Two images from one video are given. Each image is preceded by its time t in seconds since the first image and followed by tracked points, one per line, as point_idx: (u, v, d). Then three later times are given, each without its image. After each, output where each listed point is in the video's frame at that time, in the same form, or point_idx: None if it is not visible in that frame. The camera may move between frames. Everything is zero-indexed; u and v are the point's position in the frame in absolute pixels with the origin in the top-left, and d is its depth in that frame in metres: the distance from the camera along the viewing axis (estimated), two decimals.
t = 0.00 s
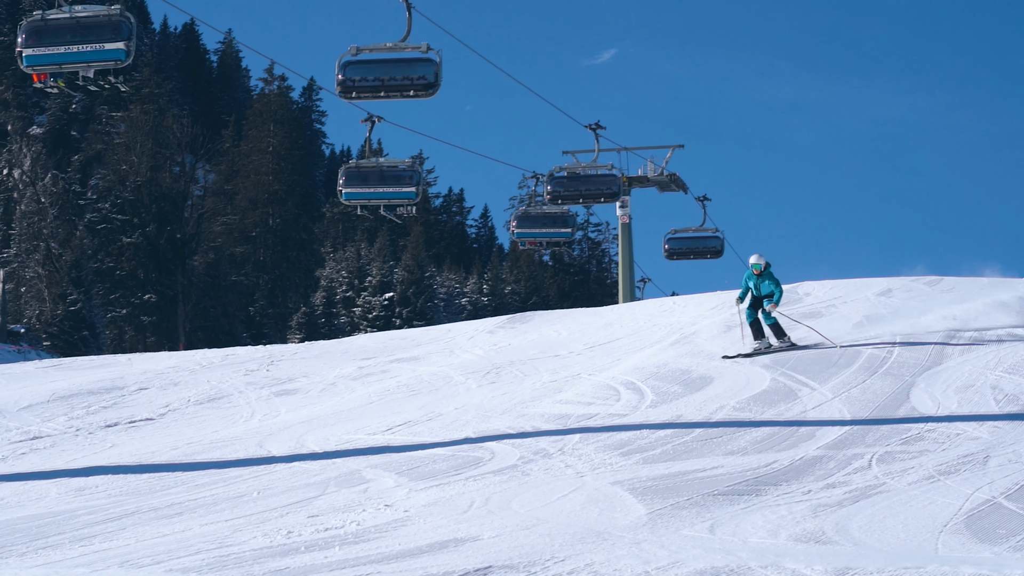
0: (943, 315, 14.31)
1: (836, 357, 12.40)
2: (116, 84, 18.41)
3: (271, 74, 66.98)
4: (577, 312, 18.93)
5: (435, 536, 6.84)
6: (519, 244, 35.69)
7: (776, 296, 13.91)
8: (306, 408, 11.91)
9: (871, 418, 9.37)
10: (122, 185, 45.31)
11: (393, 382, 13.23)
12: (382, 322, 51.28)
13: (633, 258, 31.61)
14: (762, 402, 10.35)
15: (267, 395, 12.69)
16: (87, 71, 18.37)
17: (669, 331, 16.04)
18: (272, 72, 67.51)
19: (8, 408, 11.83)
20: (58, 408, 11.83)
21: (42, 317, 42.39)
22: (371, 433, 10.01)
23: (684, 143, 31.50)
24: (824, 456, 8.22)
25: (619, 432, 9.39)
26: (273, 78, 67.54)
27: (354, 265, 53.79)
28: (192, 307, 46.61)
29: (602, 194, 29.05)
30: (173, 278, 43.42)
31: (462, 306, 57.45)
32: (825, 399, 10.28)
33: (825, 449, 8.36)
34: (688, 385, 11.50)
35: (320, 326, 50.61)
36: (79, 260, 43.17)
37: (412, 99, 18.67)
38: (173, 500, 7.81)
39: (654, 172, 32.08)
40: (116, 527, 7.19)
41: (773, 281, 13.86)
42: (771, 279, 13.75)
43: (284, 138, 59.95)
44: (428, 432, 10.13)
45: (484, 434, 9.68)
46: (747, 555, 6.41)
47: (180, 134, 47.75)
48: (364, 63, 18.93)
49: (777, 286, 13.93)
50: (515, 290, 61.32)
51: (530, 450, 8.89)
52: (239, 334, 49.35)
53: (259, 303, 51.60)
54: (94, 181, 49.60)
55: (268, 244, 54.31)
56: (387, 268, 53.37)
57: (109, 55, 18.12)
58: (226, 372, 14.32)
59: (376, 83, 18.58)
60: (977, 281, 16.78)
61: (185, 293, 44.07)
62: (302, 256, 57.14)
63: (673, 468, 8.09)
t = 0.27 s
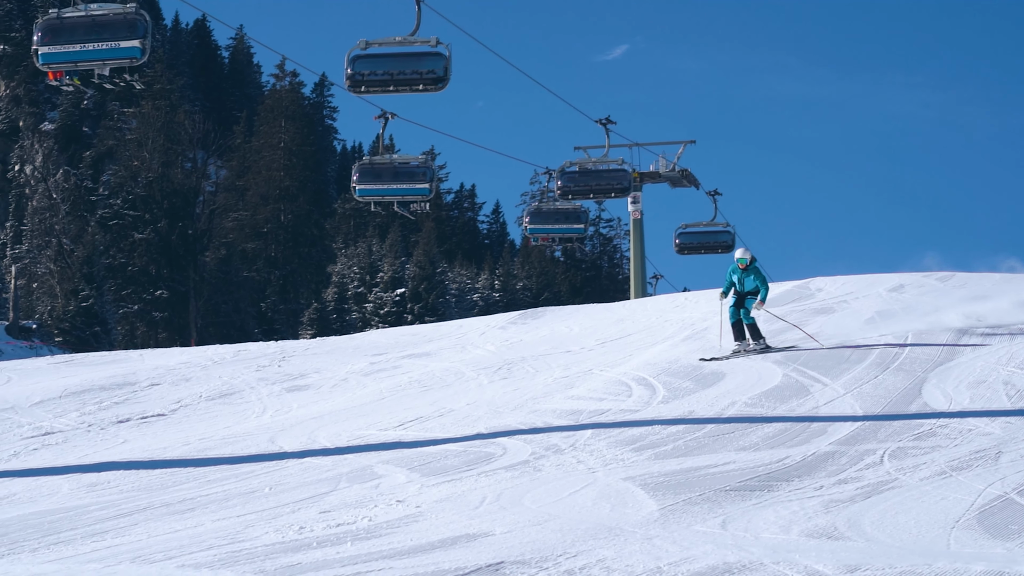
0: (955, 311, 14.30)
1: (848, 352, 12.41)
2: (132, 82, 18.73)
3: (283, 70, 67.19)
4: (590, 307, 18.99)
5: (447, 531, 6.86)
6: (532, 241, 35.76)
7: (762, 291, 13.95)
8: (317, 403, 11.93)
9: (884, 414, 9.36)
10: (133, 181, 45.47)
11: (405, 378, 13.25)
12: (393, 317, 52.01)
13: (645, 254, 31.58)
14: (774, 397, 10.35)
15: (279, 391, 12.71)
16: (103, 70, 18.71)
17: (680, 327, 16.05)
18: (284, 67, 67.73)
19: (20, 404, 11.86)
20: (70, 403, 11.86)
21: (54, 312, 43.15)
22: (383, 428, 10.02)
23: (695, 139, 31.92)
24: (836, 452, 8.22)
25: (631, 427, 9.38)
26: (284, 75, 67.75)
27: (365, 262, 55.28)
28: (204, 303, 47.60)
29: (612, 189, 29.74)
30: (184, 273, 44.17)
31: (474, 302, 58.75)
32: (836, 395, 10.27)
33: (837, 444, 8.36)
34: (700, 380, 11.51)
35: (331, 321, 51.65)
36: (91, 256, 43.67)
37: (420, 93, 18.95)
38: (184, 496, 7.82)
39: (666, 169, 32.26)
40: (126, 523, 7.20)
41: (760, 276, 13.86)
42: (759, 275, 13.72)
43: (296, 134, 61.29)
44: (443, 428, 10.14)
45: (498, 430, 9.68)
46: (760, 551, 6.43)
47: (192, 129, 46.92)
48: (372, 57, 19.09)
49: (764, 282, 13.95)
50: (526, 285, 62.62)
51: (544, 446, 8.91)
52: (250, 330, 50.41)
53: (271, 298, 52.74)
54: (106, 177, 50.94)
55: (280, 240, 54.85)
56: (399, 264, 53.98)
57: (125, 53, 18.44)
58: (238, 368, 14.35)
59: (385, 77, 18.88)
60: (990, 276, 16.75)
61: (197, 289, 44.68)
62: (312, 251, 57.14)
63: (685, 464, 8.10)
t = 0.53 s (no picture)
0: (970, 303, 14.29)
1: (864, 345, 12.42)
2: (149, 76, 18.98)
3: (298, 63, 67.24)
4: (604, 302, 19.07)
5: (463, 524, 6.90)
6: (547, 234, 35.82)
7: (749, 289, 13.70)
8: (331, 397, 11.99)
9: (898, 407, 9.37)
10: (147, 174, 46.37)
11: (419, 371, 13.31)
12: (408, 311, 52.51)
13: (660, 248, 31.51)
14: (788, 390, 10.36)
15: (294, 384, 12.80)
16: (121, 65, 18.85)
17: (696, 320, 16.09)
18: (297, 61, 67.78)
19: (35, 395, 11.96)
20: (84, 396, 11.95)
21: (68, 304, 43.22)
22: (397, 422, 10.07)
23: (710, 133, 31.92)
24: (851, 445, 8.24)
25: (646, 420, 9.41)
26: (299, 67, 67.69)
27: (379, 254, 55.07)
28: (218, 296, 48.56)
29: (625, 181, 29.79)
30: (198, 266, 45.04)
31: (488, 295, 59.38)
32: (852, 388, 10.29)
33: (852, 438, 8.37)
34: (714, 373, 11.55)
35: (346, 315, 51.84)
36: (106, 249, 44.47)
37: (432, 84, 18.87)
38: (198, 488, 7.86)
39: (680, 162, 32.30)
40: (141, 516, 7.24)
41: (746, 273, 13.61)
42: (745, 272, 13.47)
43: (309, 126, 60.27)
44: (461, 419, 10.19)
45: (513, 423, 9.74)
46: (775, 544, 6.45)
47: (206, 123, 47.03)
48: (384, 48, 19.19)
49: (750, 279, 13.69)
50: (540, 280, 63.88)
51: (559, 438, 8.96)
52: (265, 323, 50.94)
53: (285, 292, 52.66)
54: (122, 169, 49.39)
55: (294, 234, 55.37)
56: (413, 257, 54.36)
57: (143, 48, 18.68)
58: (253, 361, 14.43)
59: (396, 68, 18.83)
60: (1005, 270, 16.71)
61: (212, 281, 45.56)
62: (326, 244, 57.63)
63: (700, 457, 8.11)
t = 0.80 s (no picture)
0: (989, 294, 14.30)
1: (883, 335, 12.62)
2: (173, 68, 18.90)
3: (316, 53, 67.68)
4: (624, 289, 19.22)
5: (482, 513, 7.00)
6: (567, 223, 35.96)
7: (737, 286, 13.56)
8: (350, 387, 12.17)
9: (918, 396, 9.46)
10: (166, 163, 46.40)
11: (438, 361, 13.47)
12: (427, 300, 51.95)
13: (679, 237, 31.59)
14: (808, 379, 10.49)
15: (312, 374, 13.04)
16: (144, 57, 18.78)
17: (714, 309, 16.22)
18: (316, 50, 68.04)
19: (55, 385, 12.29)
20: (104, 386, 12.23)
21: (88, 294, 44.37)
22: (416, 411, 10.23)
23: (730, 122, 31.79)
24: (871, 434, 8.29)
25: (664, 409, 9.54)
26: (317, 57, 68.07)
27: (399, 244, 55.05)
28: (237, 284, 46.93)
29: (643, 170, 29.66)
30: (218, 256, 44.53)
31: (508, 284, 58.68)
32: (871, 377, 10.42)
33: (872, 427, 8.43)
34: (734, 363, 11.72)
35: (365, 304, 52.03)
36: (125, 238, 44.89)
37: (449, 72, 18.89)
38: (218, 478, 7.98)
39: (700, 150, 32.28)
40: (161, 505, 7.36)
41: (736, 270, 13.47)
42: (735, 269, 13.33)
43: (329, 116, 61.03)
44: (481, 409, 10.40)
45: (529, 411, 9.94)
46: (794, 533, 6.50)
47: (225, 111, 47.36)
48: (402, 36, 19.09)
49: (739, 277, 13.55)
50: (559, 268, 63.51)
51: (577, 427, 9.13)
52: (284, 312, 51.34)
53: (304, 281, 52.99)
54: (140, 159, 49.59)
55: (314, 223, 56.39)
56: (432, 247, 54.24)
57: (165, 40, 18.61)
58: (272, 351, 14.67)
59: (413, 56, 18.82)
60: None
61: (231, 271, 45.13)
62: (346, 234, 59.49)
63: (720, 446, 8.20)
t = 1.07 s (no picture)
0: (1001, 290, 14.34)
1: (897, 329, 12.78)
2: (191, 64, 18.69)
3: (331, 47, 67.72)
4: (639, 282, 19.25)
5: (496, 507, 7.02)
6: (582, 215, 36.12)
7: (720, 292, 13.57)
8: (365, 380, 12.23)
9: (933, 389, 9.55)
10: (181, 157, 46.02)
11: (453, 355, 13.55)
12: (441, 295, 52.59)
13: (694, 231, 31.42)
14: (823, 372, 10.62)
15: (327, 367, 13.09)
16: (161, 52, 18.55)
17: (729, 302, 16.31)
18: (331, 43, 67.85)
19: (70, 379, 12.35)
20: (118, 379, 12.29)
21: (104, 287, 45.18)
22: (431, 405, 10.30)
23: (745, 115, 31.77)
24: (885, 428, 8.34)
25: (679, 403, 9.60)
26: (332, 50, 68.11)
27: (413, 238, 55.59)
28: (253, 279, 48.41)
29: (657, 163, 29.55)
30: (232, 250, 44.36)
31: (522, 279, 57.74)
32: (886, 370, 10.56)
33: (886, 420, 8.48)
34: (749, 356, 11.84)
35: (379, 298, 52.53)
36: (139, 233, 45.21)
37: (462, 64, 18.83)
38: (232, 472, 8.02)
39: (714, 144, 32.19)
40: (175, 499, 7.39)
41: (720, 276, 13.49)
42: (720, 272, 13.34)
43: (343, 110, 62.15)
44: (499, 402, 10.45)
45: (546, 405, 9.99)
46: (809, 527, 6.50)
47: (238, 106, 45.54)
48: (414, 27, 19.09)
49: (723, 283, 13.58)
50: (574, 263, 61.75)
51: (594, 420, 9.16)
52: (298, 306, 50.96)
53: (319, 275, 54.49)
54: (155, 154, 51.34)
55: (328, 217, 57.38)
56: (447, 241, 54.68)
57: (184, 35, 18.35)
58: (287, 345, 14.74)
59: (425, 47, 18.79)
60: None
61: (246, 265, 44.89)
62: (359, 228, 59.43)
63: (733, 439, 8.25)
